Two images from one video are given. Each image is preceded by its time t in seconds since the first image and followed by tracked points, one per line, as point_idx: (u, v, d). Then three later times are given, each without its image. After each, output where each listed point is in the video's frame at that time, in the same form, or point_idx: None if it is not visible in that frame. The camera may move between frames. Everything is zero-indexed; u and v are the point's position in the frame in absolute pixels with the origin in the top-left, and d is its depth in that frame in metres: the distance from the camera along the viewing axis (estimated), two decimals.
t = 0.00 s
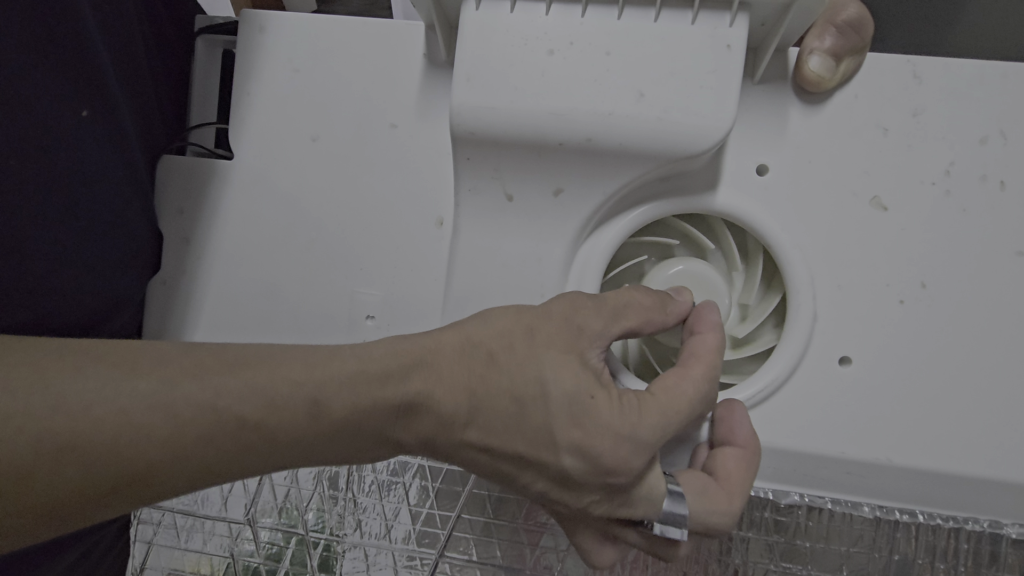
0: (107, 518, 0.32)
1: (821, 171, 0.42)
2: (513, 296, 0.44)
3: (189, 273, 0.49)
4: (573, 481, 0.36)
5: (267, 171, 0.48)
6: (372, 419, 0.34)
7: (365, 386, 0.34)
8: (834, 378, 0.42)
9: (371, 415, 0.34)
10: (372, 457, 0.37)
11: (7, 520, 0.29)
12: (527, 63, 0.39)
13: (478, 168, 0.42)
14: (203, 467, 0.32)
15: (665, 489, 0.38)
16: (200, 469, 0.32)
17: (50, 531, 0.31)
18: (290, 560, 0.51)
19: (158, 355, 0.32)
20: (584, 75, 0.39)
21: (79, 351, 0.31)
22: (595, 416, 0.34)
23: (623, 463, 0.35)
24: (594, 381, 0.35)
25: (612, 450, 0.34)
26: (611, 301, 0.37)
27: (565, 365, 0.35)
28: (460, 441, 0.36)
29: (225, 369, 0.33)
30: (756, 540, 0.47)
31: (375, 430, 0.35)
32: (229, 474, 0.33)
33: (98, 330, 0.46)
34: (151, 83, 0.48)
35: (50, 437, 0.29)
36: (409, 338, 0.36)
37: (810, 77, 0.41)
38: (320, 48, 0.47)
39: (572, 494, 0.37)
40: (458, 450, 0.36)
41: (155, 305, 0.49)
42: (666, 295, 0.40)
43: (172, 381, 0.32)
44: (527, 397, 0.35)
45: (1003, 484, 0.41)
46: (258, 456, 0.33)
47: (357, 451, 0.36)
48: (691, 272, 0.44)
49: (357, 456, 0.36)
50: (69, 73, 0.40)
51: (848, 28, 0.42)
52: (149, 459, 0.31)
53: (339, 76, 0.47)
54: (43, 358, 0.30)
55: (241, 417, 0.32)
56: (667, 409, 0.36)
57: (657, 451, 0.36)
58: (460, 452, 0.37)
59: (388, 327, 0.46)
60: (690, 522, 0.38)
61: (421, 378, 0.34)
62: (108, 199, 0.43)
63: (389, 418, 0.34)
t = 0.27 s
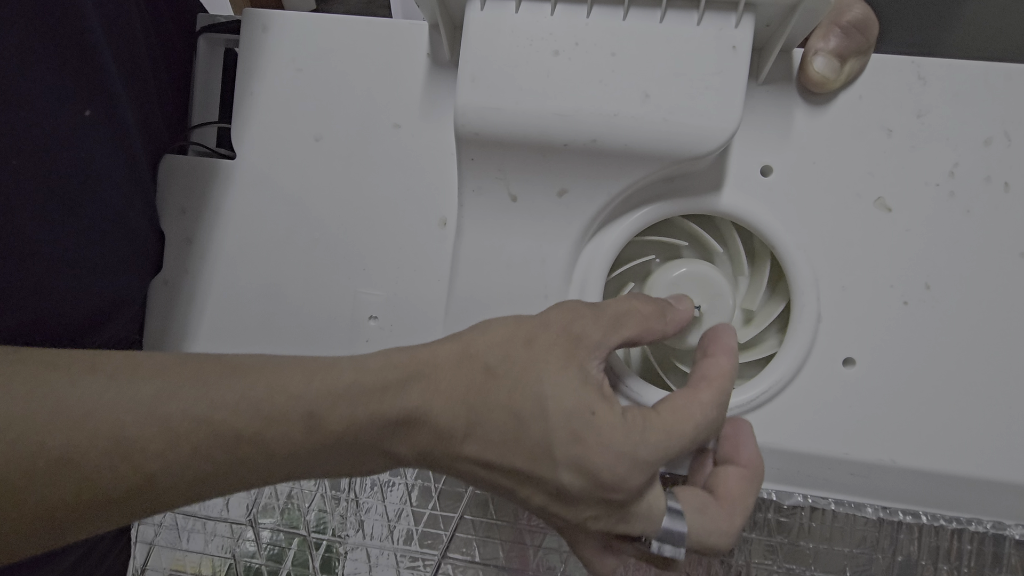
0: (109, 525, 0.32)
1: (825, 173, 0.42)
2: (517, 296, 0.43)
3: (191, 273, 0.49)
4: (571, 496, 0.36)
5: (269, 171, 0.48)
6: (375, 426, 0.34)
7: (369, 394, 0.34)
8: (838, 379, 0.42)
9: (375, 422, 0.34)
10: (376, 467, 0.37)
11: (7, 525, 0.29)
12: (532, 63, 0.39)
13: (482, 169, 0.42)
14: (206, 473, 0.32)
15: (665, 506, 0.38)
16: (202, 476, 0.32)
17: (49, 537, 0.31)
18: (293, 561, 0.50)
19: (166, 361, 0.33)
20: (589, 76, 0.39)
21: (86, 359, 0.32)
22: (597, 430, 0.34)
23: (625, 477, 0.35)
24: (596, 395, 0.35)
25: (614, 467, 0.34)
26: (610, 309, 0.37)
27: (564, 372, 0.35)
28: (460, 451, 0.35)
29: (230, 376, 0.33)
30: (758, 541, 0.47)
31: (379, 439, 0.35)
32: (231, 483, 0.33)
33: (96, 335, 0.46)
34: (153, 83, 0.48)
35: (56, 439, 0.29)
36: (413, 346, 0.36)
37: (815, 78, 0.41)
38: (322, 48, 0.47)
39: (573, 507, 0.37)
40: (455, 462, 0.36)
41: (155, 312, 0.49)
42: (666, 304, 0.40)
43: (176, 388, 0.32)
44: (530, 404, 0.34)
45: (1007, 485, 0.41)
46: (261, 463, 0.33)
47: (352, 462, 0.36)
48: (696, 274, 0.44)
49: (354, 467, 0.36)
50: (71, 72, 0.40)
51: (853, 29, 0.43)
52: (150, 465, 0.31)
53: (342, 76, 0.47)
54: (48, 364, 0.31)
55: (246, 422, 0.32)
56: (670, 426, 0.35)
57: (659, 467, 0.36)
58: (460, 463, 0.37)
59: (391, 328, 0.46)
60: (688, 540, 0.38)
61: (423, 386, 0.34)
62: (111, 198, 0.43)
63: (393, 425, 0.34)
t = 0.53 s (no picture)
0: (110, 535, 0.32)
1: (823, 173, 0.43)
2: (518, 296, 0.44)
3: (192, 274, 0.49)
4: (587, 493, 0.36)
5: (271, 171, 0.48)
6: (380, 429, 0.34)
7: (373, 399, 0.34)
8: (836, 377, 0.43)
9: (380, 425, 0.34)
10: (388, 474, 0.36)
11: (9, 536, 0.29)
12: (532, 65, 0.40)
13: (483, 169, 0.42)
14: (211, 480, 0.32)
15: (679, 501, 0.38)
16: (208, 483, 0.32)
17: (51, 547, 0.30)
18: (294, 560, 0.51)
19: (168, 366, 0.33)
20: (590, 77, 0.39)
21: (89, 363, 0.31)
22: (608, 428, 0.35)
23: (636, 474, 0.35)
24: (602, 392, 0.35)
25: (627, 463, 0.35)
26: (617, 309, 0.37)
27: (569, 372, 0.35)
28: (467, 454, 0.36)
29: (234, 379, 0.33)
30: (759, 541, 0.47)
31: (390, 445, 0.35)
32: (239, 488, 0.33)
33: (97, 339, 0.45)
34: (153, 84, 0.48)
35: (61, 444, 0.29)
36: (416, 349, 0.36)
37: (813, 80, 0.41)
38: (323, 49, 0.47)
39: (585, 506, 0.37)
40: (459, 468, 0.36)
41: (155, 317, 0.49)
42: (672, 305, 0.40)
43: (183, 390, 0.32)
44: (536, 407, 0.35)
45: (1003, 483, 0.42)
46: (267, 469, 0.33)
47: (364, 469, 0.35)
48: (695, 273, 0.44)
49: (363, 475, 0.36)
50: (73, 73, 0.40)
51: (849, 31, 0.43)
52: (156, 474, 0.31)
53: (343, 76, 0.47)
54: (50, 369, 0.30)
55: (249, 425, 0.32)
56: (677, 419, 0.36)
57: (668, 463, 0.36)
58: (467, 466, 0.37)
59: (392, 327, 0.46)
60: (705, 533, 0.38)
61: (428, 389, 0.35)
62: (112, 199, 0.43)
63: (397, 428, 0.34)
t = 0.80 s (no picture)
0: (113, 530, 0.32)
1: (822, 173, 0.43)
2: (519, 295, 0.44)
3: (193, 273, 0.49)
4: (589, 489, 0.37)
5: (272, 171, 0.48)
6: (384, 427, 0.34)
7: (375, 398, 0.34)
8: (835, 375, 0.43)
9: (384, 423, 0.34)
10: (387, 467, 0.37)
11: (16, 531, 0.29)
12: (534, 65, 0.40)
13: (485, 169, 0.42)
14: (216, 477, 0.32)
15: (680, 498, 0.39)
16: (209, 480, 0.32)
17: (54, 540, 0.31)
18: (296, 559, 0.51)
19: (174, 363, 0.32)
20: (591, 78, 0.40)
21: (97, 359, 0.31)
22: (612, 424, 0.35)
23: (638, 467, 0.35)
24: (606, 388, 0.36)
25: (629, 458, 0.35)
26: (619, 308, 0.37)
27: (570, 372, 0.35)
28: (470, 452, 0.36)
29: (239, 378, 0.33)
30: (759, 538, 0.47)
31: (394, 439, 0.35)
32: (239, 483, 0.33)
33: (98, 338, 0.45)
34: (154, 84, 0.48)
35: (65, 440, 0.29)
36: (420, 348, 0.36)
37: (811, 81, 0.42)
38: (324, 49, 0.47)
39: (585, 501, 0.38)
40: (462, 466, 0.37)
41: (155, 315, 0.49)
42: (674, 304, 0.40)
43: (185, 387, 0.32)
44: (537, 407, 0.35)
45: (999, 479, 0.42)
46: (270, 469, 0.33)
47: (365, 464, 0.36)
48: (696, 272, 0.44)
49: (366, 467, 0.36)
50: (74, 73, 0.40)
51: (848, 32, 0.43)
52: (160, 472, 0.31)
53: (345, 77, 0.47)
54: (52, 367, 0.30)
55: (253, 424, 0.32)
56: (679, 416, 0.36)
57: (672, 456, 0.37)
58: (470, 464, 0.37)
59: (394, 326, 0.46)
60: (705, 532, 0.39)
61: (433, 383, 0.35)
62: (113, 198, 0.43)
63: (402, 424, 0.34)
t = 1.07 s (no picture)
0: (112, 531, 0.32)
1: (822, 171, 0.43)
2: (520, 294, 0.44)
3: (193, 274, 0.49)
4: (588, 484, 0.37)
5: (272, 170, 0.48)
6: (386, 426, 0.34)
7: (377, 395, 0.34)
8: (836, 373, 0.43)
9: (386, 423, 0.34)
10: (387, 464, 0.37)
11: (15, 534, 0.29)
12: (535, 64, 0.40)
13: (486, 168, 0.42)
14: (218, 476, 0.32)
15: (679, 495, 0.39)
16: (211, 478, 0.32)
17: (54, 540, 0.30)
18: (298, 559, 0.51)
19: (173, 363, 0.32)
20: (592, 76, 0.40)
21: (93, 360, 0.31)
22: (612, 419, 0.35)
23: (638, 461, 0.35)
24: (605, 383, 0.36)
25: (629, 452, 0.35)
26: (619, 304, 0.37)
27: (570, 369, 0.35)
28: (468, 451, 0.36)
29: (240, 375, 0.33)
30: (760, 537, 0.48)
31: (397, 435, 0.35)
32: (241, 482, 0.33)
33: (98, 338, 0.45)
34: (154, 83, 0.48)
35: (65, 441, 0.29)
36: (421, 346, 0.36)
37: (811, 79, 0.42)
38: (324, 48, 0.47)
39: (584, 496, 0.38)
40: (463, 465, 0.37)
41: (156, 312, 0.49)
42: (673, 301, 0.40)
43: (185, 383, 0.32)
44: (537, 402, 0.35)
45: (999, 476, 0.42)
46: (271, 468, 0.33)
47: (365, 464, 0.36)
48: (697, 270, 0.44)
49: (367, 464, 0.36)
50: (74, 72, 0.40)
51: (847, 31, 0.43)
52: (160, 472, 0.31)
53: (344, 76, 0.47)
54: (50, 368, 0.30)
55: (255, 422, 0.32)
56: (680, 410, 0.36)
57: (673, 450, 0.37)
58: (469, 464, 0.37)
59: (395, 326, 0.46)
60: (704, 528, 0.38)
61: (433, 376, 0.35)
62: (113, 198, 0.43)
63: (404, 421, 0.34)
